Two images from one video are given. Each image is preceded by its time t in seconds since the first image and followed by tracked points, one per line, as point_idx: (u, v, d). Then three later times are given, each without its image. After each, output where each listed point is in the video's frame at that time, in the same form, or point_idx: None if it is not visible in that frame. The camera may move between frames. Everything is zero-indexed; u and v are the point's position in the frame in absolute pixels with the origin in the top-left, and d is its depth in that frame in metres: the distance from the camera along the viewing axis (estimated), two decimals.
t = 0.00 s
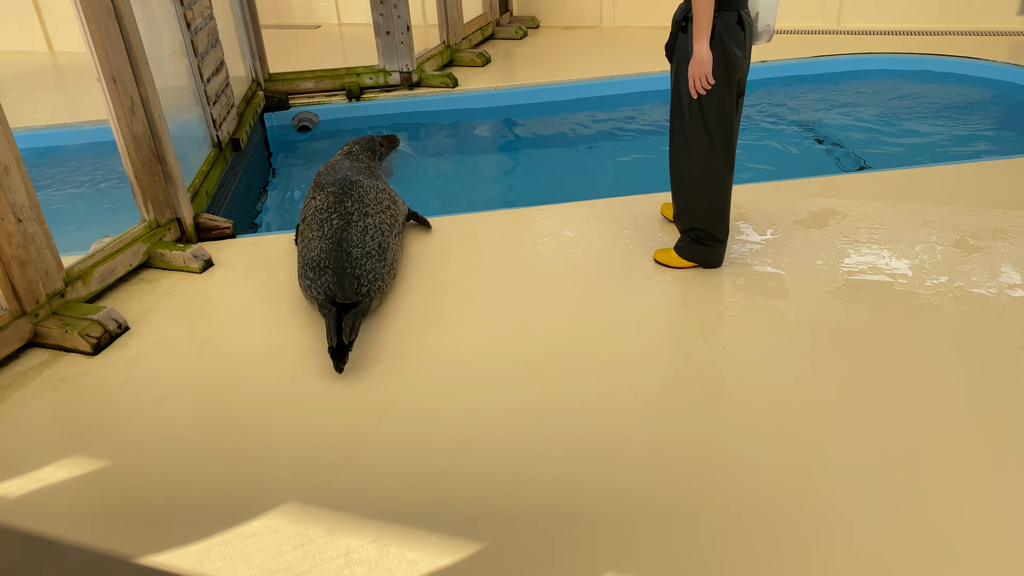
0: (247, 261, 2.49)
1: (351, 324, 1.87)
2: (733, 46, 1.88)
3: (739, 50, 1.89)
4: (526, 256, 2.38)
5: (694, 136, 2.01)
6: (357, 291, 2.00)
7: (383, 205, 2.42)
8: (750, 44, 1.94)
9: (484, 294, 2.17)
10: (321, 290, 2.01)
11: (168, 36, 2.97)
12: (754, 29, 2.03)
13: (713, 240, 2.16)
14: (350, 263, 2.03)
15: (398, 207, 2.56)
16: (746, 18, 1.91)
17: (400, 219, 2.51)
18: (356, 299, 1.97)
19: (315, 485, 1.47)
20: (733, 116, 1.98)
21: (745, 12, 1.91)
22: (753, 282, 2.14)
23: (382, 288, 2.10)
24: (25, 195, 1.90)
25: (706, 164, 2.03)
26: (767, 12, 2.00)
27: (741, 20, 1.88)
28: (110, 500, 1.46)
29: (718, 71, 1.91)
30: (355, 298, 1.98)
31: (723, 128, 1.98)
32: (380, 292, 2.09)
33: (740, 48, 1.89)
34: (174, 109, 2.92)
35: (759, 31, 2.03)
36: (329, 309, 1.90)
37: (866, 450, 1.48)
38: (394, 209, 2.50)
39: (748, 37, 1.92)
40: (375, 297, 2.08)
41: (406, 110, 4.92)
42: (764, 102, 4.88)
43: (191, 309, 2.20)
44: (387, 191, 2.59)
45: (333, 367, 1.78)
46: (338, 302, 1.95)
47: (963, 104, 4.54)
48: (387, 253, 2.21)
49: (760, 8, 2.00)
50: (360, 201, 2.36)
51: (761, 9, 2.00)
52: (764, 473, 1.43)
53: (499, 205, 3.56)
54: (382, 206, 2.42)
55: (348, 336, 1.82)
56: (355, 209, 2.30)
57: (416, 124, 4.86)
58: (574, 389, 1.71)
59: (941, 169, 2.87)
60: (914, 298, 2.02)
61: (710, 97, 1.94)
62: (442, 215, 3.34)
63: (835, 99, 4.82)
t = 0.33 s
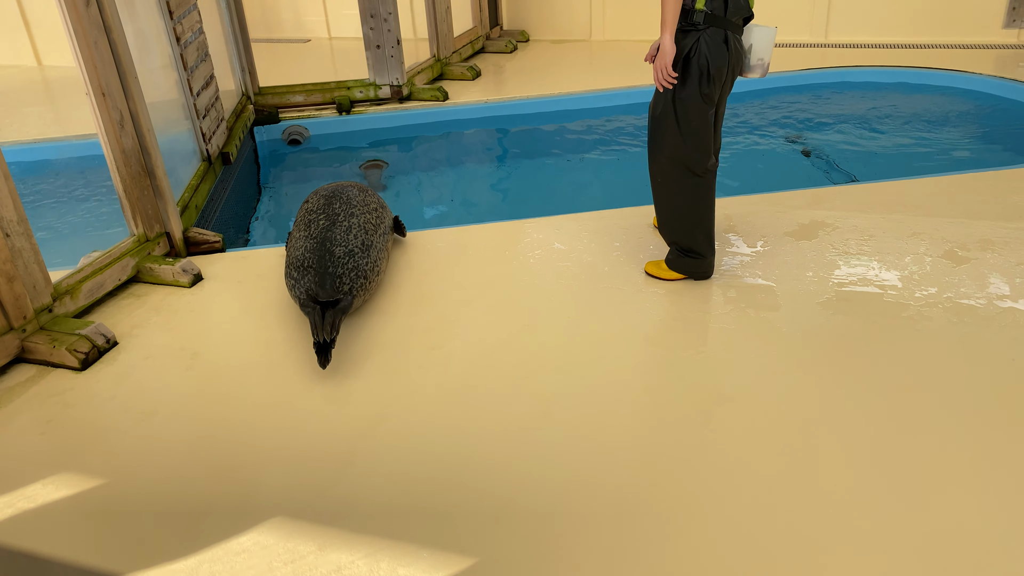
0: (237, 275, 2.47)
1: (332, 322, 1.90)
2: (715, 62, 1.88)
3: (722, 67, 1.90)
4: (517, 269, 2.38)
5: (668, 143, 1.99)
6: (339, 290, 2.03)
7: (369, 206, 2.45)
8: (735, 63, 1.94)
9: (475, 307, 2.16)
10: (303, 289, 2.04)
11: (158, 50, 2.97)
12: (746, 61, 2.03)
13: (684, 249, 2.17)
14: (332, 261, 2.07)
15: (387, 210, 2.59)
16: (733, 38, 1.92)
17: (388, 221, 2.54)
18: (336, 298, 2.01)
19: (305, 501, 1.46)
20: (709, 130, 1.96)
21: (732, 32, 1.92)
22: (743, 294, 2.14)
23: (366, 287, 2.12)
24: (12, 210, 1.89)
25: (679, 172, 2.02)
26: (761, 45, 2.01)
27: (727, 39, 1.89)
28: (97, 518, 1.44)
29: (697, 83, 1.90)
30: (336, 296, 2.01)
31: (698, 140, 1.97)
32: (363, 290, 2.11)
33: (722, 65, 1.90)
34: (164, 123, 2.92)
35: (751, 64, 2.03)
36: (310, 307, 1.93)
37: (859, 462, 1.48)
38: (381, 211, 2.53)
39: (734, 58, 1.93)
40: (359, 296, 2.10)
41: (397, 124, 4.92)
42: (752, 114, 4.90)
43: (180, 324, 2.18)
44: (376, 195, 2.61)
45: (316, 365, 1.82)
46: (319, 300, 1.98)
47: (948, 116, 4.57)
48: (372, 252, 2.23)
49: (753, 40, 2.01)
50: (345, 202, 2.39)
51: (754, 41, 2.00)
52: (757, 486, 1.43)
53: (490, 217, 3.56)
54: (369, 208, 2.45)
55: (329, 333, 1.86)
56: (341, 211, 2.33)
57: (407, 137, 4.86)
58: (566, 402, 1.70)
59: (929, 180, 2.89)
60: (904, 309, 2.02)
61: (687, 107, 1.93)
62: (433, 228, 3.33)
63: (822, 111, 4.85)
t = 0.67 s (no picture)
0: (229, 285, 2.46)
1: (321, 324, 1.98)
2: (698, 76, 1.89)
3: (704, 81, 1.91)
4: (510, 277, 2.38)
5: (647, 151, 1.99)
6: (330, 292, 2.10)
7: (364, 209, 2.52)
8: (719, 79, 1.95)
9: (468, 315, 2.16)
10: (295, 290, 2.12)
11: (149, 59, 2.97)
12: (734, 82, 2.06)
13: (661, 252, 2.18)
14: (325, 263, 2.14)
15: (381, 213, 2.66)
16: (719, 53, 1.93)
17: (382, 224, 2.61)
18: (326, 299, 2.08)
19: (298, 511, 1.45)
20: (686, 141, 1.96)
21: (718, 48, 1.93)
22: (735, 301, 2.15)
23: (357, 289, 2.20)
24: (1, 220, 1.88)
25: (656, 181, 2.02)
26: (749, 68, 2.03)
27: (712, 54, 1.90)
28: (87, 531, 1.43)
29: (678, 95, 1.91)
30: (326, 299, 2.09)
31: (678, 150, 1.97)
32: (355, 291, 2.19)
33: (706, 78, 1.91)
34: (154, 134, 2.90)
35: (737, 86, 2.06)
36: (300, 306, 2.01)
37: (852, 468, 1.48)
38: (376, 214, 2.60)
39: (718, 73, 1.94)
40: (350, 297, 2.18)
41: (388, 133, 4.92)
42: (743, 122, 4.93)
43: (172, 334, 2.17)
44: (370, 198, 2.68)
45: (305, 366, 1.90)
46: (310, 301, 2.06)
47: (935, 124, 4.60)
48: (365, 254, 2.31)
49: (741, 62, 2.03)
50: (340, 205, 2.46)
51: (743, 64, 2.03)
52: (750, 493, 1.43)
53: (482, 226, 3.56)
54: (364, 211, 2.52)
55: (318, 335, 1.94)
56: (336, 213, 2.41)
57: (398, 146, 4.86)
58: (560, 410, 1.70)
59: (918, 187, 2.91)
60: (895, 315, 2.03)
61: (669, 117, 1.94)
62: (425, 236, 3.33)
63: (811, 119, 4.88)
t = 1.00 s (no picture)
0: (223, 290, 2.46)
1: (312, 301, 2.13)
2: (688, 49, 1.94)
3: (695, 56, 1.94)
4: (504, 280, 2.39)
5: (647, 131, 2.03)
6: (321, 271, 2.26)
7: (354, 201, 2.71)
8: (714, 54, 1.98)
9: (462, 319, 2.16)
10: (289, 269, 2.28)
11: (141, 65, 2.97)
12: (731, 50, 2.08)
13: (671, 244, 2.13)
14: (316, 244, 2.31)
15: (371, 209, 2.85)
16: (708, 30, 1.96)
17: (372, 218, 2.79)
18: (317, 277, 2.23)
19: (293, 517, 1.45)
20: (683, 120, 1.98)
21: (708, 23, 1.97)
22: (730, 303, 2.15)
23: (348, 269, 2.36)
24: None
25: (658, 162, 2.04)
26: (745, 34, 2.05)
27: (700, 30, 1.95)
28: (82, 538, 1.43)
29: (671, 70, 1.96)
30: (318, 277, 2.24)
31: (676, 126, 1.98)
32: (345, 271, 2.35)
33: (696, 53, 1.94)
34: (147, 138, 2.90)
35: (736, 54, 2.07)
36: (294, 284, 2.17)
37: (847, 470, 1.48)
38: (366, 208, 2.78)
39: (711, 51, 1.97)
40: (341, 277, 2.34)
41: (382, 138, 4.92)
42: (735, 125, 4.94)
43: (166, 340, 2.17)
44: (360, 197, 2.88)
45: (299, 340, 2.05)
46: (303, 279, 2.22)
47: (928, 126, 4.62)
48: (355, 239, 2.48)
49: (736, 30, 2.06)
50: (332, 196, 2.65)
51: (738, 31, 2.06)
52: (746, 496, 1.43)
53: (476, 230, 3.56)
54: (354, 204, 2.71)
55: (309, 311, 2.09)
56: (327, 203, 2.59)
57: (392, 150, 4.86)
58: (556, 414, 1.70)
59: (911, 188, 2.92)
60: (889, 316, 2.03)
61: (663, 95, 1.98)
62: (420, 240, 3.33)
63: (804, 122, 4.90)
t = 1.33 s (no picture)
0: (219, 292, 2.45)
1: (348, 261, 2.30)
2: (687, 59, 1.96)
3: (695, 64, 1.97)
4: (500, 280, 2.39)
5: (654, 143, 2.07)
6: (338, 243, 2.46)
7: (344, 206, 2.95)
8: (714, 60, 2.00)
9: (458, 320, 2.16)
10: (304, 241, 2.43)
11: (135, 66, 2.96)
12: (726, 47, 2.05)
13: (682, 247, 2.17)
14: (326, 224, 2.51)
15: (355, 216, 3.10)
16: (707, 36, 1.98)
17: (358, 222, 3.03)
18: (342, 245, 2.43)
19: (290, 518, 1.45)
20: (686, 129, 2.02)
21: (706, 29, 1.98)
22: (725, 302, 2.16)
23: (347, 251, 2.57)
24: None
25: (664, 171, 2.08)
26: (740, 32, 2.02)
27: (698, 38, 1.96)
28: (78, 541, 1.42)
29: (672, 81, 1.99)
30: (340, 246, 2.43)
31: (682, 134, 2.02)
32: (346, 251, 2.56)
33: (697, 62, 1.97)
34: (142, 141, 2.89)
35: (731, 52, 2.05)
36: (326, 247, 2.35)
37: (844, 467, 1.48)
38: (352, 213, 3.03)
39: (711, 57, 1.99)
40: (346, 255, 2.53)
41: (378, 138, 4.92)
42: (730, 124, 4.95)
43: (161, 342, 2.16)
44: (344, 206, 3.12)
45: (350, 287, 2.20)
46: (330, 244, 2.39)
47: (922, 124, 4.63)
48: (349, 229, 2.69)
49: (731, 28, 2.03)
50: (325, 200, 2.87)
51: (732, 29, 2.02)
52: (743, 494, 1.43)
53: (472, 230, 3.57)
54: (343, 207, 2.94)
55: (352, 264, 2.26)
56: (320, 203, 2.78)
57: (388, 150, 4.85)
58: (553, 413, 1.70)
59: (905, 186, 2.93)
60: (884, 314, 2.04)
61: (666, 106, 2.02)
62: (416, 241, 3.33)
63: (798, 120, 4.90)
